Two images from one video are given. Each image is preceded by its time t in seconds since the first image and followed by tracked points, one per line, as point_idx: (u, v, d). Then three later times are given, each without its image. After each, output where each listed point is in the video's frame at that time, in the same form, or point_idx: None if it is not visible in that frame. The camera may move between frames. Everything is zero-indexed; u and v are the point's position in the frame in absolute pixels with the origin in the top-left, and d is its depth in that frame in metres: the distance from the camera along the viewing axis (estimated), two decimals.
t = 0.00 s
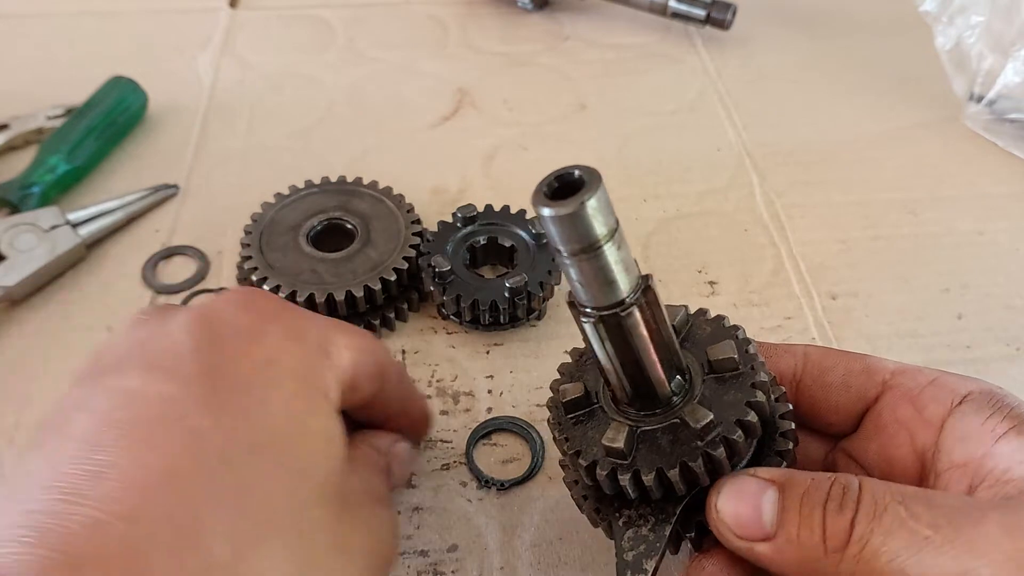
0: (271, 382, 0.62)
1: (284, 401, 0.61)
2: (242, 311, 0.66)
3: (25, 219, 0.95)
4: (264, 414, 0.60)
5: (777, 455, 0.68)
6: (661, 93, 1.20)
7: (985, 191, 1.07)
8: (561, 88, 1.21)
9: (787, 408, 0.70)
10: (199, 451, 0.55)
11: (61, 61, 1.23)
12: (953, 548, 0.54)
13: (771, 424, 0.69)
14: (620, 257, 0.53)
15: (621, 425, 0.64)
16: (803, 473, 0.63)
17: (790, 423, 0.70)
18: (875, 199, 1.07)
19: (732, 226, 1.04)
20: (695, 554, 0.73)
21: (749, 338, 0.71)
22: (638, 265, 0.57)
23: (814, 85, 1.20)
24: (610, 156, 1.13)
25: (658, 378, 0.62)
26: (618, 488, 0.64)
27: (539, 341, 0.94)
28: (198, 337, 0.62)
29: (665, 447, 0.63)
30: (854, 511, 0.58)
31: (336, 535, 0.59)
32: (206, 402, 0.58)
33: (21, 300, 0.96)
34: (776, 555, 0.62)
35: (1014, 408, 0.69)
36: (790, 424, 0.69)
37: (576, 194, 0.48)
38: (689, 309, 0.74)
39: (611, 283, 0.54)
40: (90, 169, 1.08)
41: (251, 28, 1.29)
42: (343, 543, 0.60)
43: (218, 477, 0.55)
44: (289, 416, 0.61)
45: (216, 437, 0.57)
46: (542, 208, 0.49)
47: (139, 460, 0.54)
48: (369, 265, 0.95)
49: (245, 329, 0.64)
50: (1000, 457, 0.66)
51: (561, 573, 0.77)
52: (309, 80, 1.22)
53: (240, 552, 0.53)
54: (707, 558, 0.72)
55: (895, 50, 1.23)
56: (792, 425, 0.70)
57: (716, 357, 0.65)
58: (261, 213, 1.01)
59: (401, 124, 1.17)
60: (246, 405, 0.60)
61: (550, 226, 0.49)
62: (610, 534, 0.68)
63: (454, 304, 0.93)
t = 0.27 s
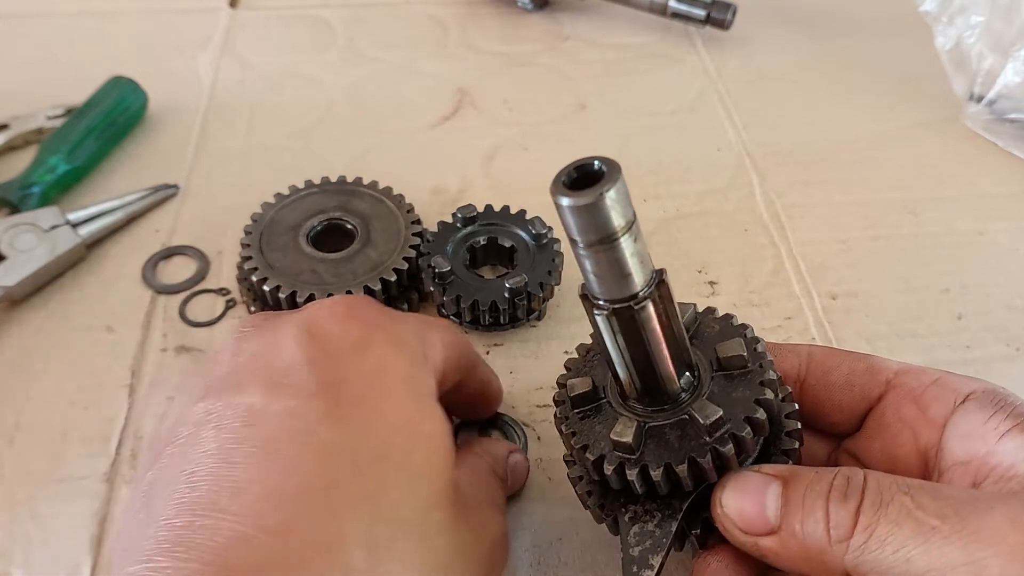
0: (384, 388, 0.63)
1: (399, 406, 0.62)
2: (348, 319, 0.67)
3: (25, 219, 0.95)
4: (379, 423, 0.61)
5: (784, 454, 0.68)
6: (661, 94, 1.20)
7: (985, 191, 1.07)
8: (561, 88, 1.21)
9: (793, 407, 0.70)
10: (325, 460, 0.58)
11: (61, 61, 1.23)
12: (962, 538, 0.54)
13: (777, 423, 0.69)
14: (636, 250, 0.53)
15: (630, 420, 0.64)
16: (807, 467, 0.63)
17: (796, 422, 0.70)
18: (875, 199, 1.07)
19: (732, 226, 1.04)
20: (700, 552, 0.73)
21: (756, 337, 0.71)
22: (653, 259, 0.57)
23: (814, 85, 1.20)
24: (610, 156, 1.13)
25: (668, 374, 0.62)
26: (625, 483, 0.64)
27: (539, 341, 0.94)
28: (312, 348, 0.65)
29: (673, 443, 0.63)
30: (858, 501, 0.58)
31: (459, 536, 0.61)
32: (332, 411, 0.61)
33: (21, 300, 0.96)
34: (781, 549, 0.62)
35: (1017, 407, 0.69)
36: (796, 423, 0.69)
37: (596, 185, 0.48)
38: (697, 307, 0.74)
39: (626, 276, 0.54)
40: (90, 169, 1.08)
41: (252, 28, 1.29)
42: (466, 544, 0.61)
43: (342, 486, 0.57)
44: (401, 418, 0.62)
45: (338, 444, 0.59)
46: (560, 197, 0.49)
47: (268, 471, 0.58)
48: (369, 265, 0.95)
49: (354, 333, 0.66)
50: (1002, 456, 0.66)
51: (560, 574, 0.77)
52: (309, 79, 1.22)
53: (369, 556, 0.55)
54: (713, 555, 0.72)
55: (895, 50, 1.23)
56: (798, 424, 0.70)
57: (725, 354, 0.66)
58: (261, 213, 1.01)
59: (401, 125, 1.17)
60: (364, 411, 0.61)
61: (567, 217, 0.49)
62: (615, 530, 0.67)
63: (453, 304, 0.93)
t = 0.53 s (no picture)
0: (400, 382, 0.62)
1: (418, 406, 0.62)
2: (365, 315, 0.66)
3: (25, 219, 0.95)
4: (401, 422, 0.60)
5: (782, 458, 0.68)
6: (661, 93, 1.20)
7: (985, 191, 1.07)
8: (561, 88, 1.21)
9: (791, 411, 0.70)
10: (346, 451, 0.57)
11: (61, 61, 1.23)
12: (960, 543, 0.54)
13: (775, 427, 0.69)
14: (631, 259, 0.53)
15: (627, 427, 0.64)
16: (804, 471, 0.63)
17: (794, 425, 0.70)
18: (875, 199, 1.07)
19: (732, 226, 1.04)
20: (699, 556, 0.73)
21: (754, 341, 0.71)
22: (648, 267, 0.57)
23: (814, 85, 1.20)
24: (610, 156, 1.13)
25: (664, 379, 0.62)
26: (623, 489, 0.64)
27: (539, 341, 0.94)
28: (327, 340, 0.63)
29: (670, 449, 0.63)
30: (855, 505, 0.58)
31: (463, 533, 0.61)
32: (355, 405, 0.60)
33: (21, 300, 0.96)
34: (780, 554, 0.62)
35: (1017, 408, 0.69)
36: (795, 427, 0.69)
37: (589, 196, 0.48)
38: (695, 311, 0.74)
39: (621, 285, 0.54)
40: (90, 169, 1.08)
41: (252, 28, 1.29)
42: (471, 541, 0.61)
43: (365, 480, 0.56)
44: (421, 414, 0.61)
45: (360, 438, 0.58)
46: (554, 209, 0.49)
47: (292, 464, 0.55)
48: (369, 265, 0.95)
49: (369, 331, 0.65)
50: (1002, 455, 0.65)
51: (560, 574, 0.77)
52: (309, 79, 1.22)
53: (387, 549, 0.55)
54: (711, 560, 0.72)
55: (895, 50, 1.23)
56: (796, 428, 0.70)
57: (723, 360, 0.66)
58: (261, 213, 1.01)
59: (401, 124, 1.17)
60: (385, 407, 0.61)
61: (562, 228, 0.49)
62: (613, 536, 0.68)
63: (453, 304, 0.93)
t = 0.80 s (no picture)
0: (378, 371, 0.62)
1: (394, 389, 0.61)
2: (345, 312, 0.67)
3: (25, 219, 0.95)
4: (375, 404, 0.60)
5: (781, 458, 0.68)
6: (661, 93, 1.20)
7: (985, 191, 1.07)
8: (561, 88, 1.21)
9: (790, 410, 0.70)
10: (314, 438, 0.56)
11: (61, 61, 1.23)
12: (959, 542, 0.54)
13: (774, 427, 0.69)
14: (628, 260, 0.53)
15: (625, 427, 0.64)
16: (803, 470, 0.63)
17: (793, 425, 0.70)
18: (875, 199, 1.07)
19: (732, 226, 1.04)
20: (699, 556, 0.73)
21: (753, 341, 0.71)
22: (646, 268, 0.57)
23: (814, 85, 1.20)
24: (610, 156, 1.12)
25: (663, 380, 0.62)
26: (622, 490, 0.64)
27: (539, 341, 0.94)
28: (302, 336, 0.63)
29: (669, 450, 0.63)
30: (854, 505, 0.58)
31: (445, 521, 0.58)
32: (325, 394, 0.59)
33: (21, 300, 0.96)
34: (780, 555, 0.62)
35: (1016, 408, 0.69)
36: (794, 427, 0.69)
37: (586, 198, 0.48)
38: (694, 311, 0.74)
39: (619, 286, 0.54)
40: (90, 169, 1.08)
41: (252, 28, 1.29)
42: (456, 529, 0.59)
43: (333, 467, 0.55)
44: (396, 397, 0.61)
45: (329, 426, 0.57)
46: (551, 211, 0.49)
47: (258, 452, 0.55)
48: (369, 265, 0.95)
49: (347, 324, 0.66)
50: (1002, 454, 0.66)
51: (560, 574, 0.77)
52: (309, 80, 1.22)
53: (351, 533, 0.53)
54: (710, 560, 0.72)
55: (895, 50, 1.23)
56: (796, 428, 0.70)
57: (721, 360, 0.66)
58: (261, 213, 1.01)
59: (401, 124, 1.17)
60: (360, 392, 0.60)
61: (559, 229, 0.49)
62: (613, 537, 0.68)
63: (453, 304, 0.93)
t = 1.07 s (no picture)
0: (240, 338, 0.58)
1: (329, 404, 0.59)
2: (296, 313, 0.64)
3: (25, 219, 0.95)
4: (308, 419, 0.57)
5: (781, 454, 0.68)
6: (661, 94, 1.20)
7: (986, 191, 1.07)
8: (561, 88, 1.21)
9: (790, 408, 0.70)
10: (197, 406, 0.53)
11: (62, 61, 1.23)
12: (960, 536, 0.54)
13: (773, 423, 0.69)
14: (628, 255, 0.53)
15: (625, 423, 0.64)
16: (802, 465, 0.63)
17: (793, 422, 0.70)
18: (875, 199, 1.07)
19: (732, 226, 1.04)
20: (700, 552, 0.73)
21: (751, 337, 0.71)
22: (646, 263, 0.57)
23: (814, 85, 1.20)
24: (610, 156, 1.12)
25: (663, 375, 0.62)
26: (622, 486, 0.64)
27: (539, 341, 0.94)
28: (233, 328, 0.59)
29: (669, 445, 0.63)
30: (855, 500, 0.58)
31: (365, 524, 0.57)
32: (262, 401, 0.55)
33: (21, 300, 0.96)
34: (780, 549, 0.63)
35: (1015, 404, 0.69)
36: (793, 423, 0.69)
37: (585, 191, 0.48)
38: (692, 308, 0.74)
39: (619, 281, 0.54)
40: (90, 169, 1.08)
41: (251, 28, 1.29)
42: (361, 494, 0.56)
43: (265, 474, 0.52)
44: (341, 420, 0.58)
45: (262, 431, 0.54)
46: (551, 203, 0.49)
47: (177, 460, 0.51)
48: (369, 265, 0.95)
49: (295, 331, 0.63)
50: (1002, 450, 0.66)
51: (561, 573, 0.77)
52: (309, 79, 1.22)
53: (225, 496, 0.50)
54: (712, 557, 0.72)
55: (895, 50, 1.23)
56: (795, 424, 0.70)
57: (720, 356, 0.65)
58: (261, 213, 1.01)
59: (401, 125, 1.17)
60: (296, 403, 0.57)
61: (559, 222, 0.49)
62: (614, 534, 0.68)
63: (453, 304, 0.93)
